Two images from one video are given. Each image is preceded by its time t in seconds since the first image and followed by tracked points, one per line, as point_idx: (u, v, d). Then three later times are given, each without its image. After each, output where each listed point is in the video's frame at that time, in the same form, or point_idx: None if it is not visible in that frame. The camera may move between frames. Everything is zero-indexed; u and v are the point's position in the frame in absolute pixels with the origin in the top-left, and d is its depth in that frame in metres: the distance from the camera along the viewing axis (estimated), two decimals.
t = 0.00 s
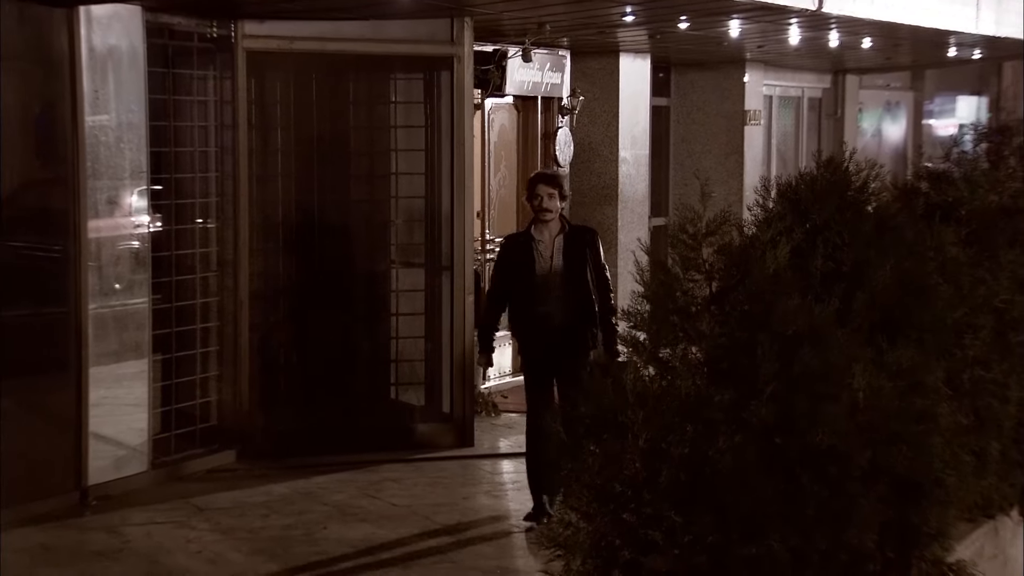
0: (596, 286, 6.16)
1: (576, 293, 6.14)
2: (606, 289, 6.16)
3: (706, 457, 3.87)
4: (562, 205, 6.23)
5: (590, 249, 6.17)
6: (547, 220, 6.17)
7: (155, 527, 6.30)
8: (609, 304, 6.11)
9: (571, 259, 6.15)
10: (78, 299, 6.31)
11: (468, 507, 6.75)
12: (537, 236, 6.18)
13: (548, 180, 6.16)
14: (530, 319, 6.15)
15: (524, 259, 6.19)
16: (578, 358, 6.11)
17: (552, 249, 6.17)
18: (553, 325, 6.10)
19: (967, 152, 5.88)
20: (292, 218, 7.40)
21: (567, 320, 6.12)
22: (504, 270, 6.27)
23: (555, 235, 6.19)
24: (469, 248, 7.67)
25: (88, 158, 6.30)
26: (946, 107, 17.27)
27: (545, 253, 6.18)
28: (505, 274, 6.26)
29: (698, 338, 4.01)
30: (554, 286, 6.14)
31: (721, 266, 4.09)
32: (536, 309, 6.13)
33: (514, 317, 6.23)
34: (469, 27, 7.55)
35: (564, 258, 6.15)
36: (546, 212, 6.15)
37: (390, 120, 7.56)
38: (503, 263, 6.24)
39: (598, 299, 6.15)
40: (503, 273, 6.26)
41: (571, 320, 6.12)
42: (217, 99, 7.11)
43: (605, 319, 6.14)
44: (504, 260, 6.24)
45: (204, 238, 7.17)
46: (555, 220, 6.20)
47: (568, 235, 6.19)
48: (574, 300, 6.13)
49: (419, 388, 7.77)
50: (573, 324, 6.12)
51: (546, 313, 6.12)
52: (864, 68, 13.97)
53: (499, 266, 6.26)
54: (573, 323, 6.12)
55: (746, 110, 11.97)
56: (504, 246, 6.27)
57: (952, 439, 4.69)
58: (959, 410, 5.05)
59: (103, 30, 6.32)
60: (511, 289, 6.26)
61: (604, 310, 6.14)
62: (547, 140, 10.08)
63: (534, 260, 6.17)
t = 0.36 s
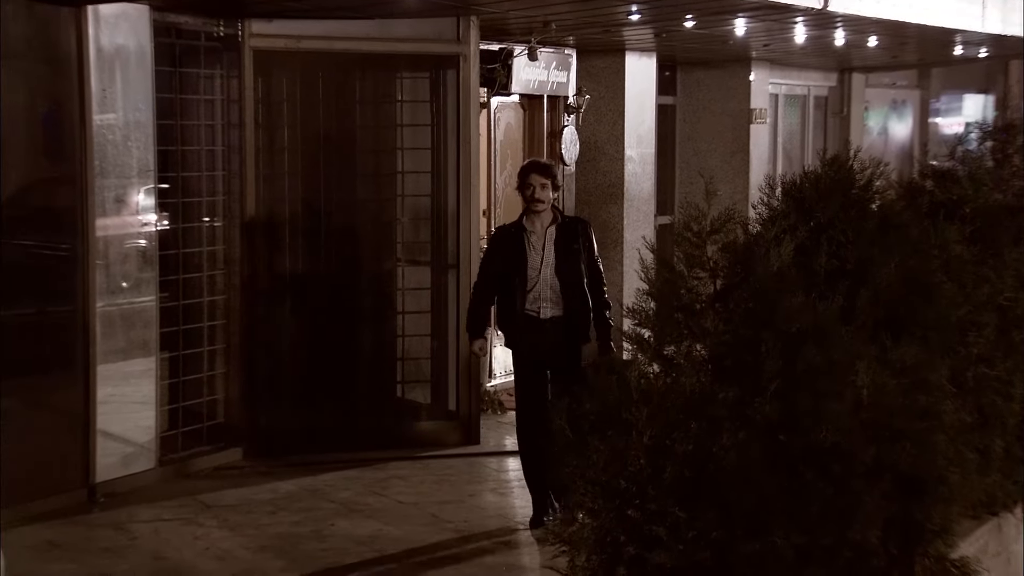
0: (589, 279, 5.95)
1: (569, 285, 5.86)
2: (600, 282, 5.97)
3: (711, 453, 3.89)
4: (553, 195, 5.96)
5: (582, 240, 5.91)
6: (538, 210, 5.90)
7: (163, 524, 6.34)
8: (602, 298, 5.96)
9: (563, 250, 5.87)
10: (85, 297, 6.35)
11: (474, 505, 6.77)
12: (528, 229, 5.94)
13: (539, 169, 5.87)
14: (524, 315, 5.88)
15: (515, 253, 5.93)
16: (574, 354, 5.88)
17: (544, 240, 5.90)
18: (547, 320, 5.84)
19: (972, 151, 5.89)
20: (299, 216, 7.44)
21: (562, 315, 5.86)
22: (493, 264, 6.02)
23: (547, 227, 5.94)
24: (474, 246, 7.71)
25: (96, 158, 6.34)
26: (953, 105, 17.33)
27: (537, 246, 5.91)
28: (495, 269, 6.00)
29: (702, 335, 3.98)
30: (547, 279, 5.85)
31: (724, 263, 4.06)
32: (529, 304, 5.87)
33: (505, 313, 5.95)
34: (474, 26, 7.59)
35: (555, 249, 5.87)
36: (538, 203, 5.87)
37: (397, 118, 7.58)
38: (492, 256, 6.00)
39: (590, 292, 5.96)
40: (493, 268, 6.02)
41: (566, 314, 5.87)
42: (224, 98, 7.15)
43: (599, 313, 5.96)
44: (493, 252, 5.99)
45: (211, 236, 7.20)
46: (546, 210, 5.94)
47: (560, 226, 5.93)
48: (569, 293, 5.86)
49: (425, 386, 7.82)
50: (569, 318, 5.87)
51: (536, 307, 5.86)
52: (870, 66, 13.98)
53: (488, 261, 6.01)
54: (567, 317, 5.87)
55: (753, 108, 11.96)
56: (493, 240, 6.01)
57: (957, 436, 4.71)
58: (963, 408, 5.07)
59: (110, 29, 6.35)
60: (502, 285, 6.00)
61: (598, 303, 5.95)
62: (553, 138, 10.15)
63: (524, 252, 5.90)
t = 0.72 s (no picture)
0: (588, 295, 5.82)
1: (569, 300, 5.71)
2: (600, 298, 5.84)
3: (716, 451, 3.83)
4: (554, 205, 5.81)
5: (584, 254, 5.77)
6: (537, 221, 5.76)
7: (172, 521, 6.37)
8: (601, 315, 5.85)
9: (563, 264, 5.72)
10: (94, 296, 6.39)
11: (482, 503, 6.80)
12: (528, 239, 5.78)
13: (539, 178, 5.76)
14: (520, 327, 5.73)
15: (513, 265, 5.78)
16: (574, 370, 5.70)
17: (544, 253, 5.76)
18: (545, 334, 5.68)
19: (978, 150, 5.91)
20: (307, 214, 7.48)
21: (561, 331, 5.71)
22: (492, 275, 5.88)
23: (546, 238, 5.79)
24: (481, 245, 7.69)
25: (105, 157, 6.38)
26: (961, 104, 17.22)
27: (536, 258, 5.76)
28: (494, 280, 5.85)
29: (708, 333, 3.94)
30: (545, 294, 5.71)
31: (731, 263, 4.02)
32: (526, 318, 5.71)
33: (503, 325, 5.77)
34: (482, 26, 7.60)
35: (555, 261, 5.73)
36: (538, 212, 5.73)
37: (405, 118, 7.62)
38: (491, 267, 5.85)
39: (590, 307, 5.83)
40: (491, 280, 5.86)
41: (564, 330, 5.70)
42: (233, 97, 7.19)
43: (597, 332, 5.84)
44: (491, 263, 5.85)
45: (220, 235, 7.24)
46: (546, 221, 5.79)
47: (560, 238, 5.78)
48: (568, 308, 5.70)
49: (433, 384, 7.82)
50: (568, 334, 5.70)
51: (533, 320, 5.71)
52: (877, 65, 13.98)
53: (487, 272, 5.86)
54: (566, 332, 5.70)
55: (760, 107, 11.98)
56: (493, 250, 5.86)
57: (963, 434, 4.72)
58: (969, 406, 5.08)
59: (120, 28, 6.39)
60: (501, 297, 5.81)
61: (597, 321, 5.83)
62: (560, 138, 10.13)
63: (523, 264, 5.75)
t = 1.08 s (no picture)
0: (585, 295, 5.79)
1: (568, 302, 5.66)
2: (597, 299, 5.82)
3: (724, 447, 3.79)
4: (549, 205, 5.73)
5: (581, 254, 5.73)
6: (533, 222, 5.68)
7: (183, 519, 6.41)
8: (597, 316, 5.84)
9: (562, 265, 5.67)
10: (106, 294, 6.44)
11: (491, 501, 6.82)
12: (524, 242, 5.70)
13: (533, 178, 5.64)
14: (522, 332, 5.65)
15: (511, 268, 5.70)
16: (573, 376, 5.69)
17: (540, 256, 5.69)
18: (548, 338, 5.62)
19: (987, 149, 5.91)
20: (316, 213, 7.48)
21: (561, 333, 5.67)
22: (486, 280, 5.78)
23: (542, 240, 5.73)
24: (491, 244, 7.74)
25: (117, 156, 6.42)
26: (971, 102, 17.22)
27: (532, 260, 5.69)
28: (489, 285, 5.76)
29: (716, 331, 3.86)
30: (546, 297, 5.64)
31: (738, 261, 3.95)
32: (526, 323, 5.64)
33: (496, 336, 5.72)
34: (491, 24, 7.69)
35: (552, 263, 5.67)
36: (533, 213, 5.64)
37: (414, 117, 7.63)
38: (486, 272, 5.75)
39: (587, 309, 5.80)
40: (484, 291, 5.77)
41: (565, 335, 5.66)
42: (243, 96, 7.23)
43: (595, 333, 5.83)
44: (487, 268, 5.75)
45: (230, 233, 7.27)
46: (542, 222, 5.71)
47: (556, 239, 5.72)
48: (568, 311, 5.66)
49: (442, 382, 7.88)
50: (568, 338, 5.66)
51: (534, 325, 5.64)
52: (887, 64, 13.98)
53: (482, 279, 5.77)
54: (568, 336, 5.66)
55: (769, 106, 12.00)
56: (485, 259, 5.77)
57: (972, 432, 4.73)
58: (977, 404, 5.09)
59: (131, 28, 6.45)
60: (495, 307, 5.73)
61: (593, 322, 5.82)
62: (569, 136, 10.17)
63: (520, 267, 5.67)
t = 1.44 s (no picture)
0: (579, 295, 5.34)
1: (559, 307, 5.25)
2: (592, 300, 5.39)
3: (736, 445, 3.79)
4: (539, 204, 5.34)
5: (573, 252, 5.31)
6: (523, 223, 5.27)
7: (197, 516, 6.45)
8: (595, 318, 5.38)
9: (552, 268, 5.26)
10: (121, 294, 6.47)
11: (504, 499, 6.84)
12: (513, 243, 5.29)
13: (523, 176, 5.25)
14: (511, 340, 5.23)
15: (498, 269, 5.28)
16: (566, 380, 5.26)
17: (530, 258, 5.28)
18: (539, 346, 5.21)
19: (1001, 149, 5.91)
20: (330, 212, 7.50)
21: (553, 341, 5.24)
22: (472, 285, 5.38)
23: (532, 240, 5.31)
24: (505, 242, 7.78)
25: (132, 155, 6.46)
26: (987, 101, 17.17)
27: (521, 262, 5.28)
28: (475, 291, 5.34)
29: (728, 329, 3.84)
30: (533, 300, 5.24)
31: (751, 259, 3.92)
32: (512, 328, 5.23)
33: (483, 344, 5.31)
34: (504, 24, 7.70)
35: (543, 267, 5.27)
36: (524, 213, 5.25)
37: (427, 116, 7.63)
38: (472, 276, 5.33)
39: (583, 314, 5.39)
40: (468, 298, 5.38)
41: (554, 337, 5.23)
42: (257, 96, 7.25)
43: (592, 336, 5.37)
44: (473, 272, 5.33)
45: (244, 233, 7.33)
46: (532, 222, 5.31)
47: (547, 240, 5.30)
48: (558, 313, 5.24)
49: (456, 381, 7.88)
50: (557, 341, 5.23)
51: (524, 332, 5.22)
52: (902, 63, 13.96)
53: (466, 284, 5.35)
54: (557, 338, 5.23)
55: (783, 105, 11.99)
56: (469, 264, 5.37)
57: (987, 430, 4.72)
58: (991, 403, 5.08)
59: (146, 28, 6.49)
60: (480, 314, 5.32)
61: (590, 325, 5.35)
62: (582, 136, 10.16)
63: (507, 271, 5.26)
